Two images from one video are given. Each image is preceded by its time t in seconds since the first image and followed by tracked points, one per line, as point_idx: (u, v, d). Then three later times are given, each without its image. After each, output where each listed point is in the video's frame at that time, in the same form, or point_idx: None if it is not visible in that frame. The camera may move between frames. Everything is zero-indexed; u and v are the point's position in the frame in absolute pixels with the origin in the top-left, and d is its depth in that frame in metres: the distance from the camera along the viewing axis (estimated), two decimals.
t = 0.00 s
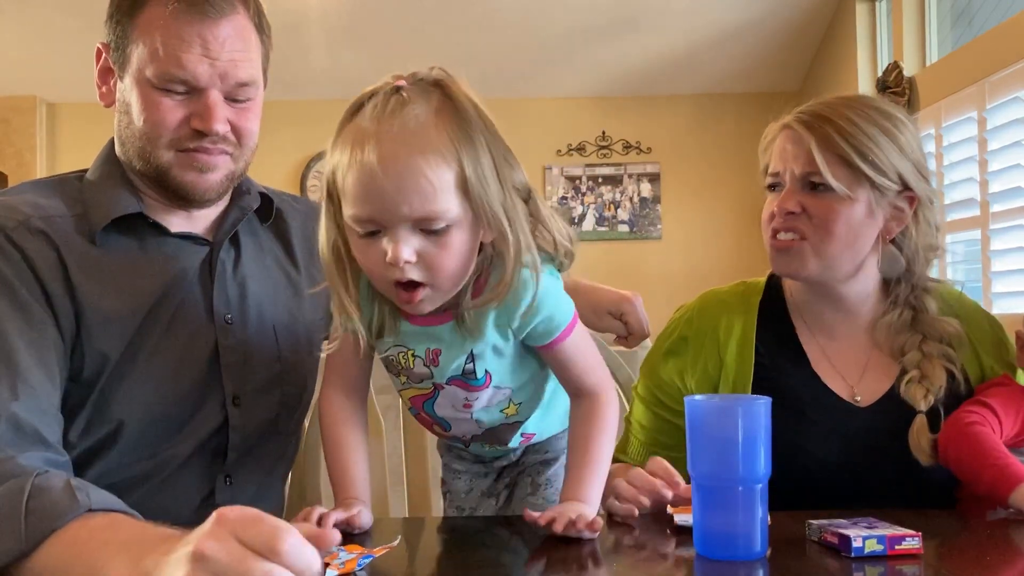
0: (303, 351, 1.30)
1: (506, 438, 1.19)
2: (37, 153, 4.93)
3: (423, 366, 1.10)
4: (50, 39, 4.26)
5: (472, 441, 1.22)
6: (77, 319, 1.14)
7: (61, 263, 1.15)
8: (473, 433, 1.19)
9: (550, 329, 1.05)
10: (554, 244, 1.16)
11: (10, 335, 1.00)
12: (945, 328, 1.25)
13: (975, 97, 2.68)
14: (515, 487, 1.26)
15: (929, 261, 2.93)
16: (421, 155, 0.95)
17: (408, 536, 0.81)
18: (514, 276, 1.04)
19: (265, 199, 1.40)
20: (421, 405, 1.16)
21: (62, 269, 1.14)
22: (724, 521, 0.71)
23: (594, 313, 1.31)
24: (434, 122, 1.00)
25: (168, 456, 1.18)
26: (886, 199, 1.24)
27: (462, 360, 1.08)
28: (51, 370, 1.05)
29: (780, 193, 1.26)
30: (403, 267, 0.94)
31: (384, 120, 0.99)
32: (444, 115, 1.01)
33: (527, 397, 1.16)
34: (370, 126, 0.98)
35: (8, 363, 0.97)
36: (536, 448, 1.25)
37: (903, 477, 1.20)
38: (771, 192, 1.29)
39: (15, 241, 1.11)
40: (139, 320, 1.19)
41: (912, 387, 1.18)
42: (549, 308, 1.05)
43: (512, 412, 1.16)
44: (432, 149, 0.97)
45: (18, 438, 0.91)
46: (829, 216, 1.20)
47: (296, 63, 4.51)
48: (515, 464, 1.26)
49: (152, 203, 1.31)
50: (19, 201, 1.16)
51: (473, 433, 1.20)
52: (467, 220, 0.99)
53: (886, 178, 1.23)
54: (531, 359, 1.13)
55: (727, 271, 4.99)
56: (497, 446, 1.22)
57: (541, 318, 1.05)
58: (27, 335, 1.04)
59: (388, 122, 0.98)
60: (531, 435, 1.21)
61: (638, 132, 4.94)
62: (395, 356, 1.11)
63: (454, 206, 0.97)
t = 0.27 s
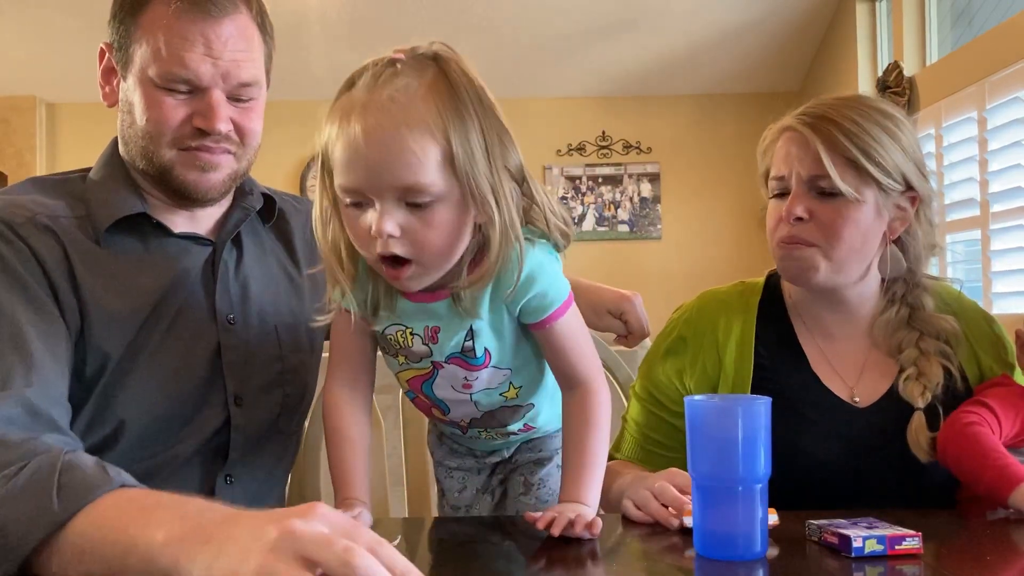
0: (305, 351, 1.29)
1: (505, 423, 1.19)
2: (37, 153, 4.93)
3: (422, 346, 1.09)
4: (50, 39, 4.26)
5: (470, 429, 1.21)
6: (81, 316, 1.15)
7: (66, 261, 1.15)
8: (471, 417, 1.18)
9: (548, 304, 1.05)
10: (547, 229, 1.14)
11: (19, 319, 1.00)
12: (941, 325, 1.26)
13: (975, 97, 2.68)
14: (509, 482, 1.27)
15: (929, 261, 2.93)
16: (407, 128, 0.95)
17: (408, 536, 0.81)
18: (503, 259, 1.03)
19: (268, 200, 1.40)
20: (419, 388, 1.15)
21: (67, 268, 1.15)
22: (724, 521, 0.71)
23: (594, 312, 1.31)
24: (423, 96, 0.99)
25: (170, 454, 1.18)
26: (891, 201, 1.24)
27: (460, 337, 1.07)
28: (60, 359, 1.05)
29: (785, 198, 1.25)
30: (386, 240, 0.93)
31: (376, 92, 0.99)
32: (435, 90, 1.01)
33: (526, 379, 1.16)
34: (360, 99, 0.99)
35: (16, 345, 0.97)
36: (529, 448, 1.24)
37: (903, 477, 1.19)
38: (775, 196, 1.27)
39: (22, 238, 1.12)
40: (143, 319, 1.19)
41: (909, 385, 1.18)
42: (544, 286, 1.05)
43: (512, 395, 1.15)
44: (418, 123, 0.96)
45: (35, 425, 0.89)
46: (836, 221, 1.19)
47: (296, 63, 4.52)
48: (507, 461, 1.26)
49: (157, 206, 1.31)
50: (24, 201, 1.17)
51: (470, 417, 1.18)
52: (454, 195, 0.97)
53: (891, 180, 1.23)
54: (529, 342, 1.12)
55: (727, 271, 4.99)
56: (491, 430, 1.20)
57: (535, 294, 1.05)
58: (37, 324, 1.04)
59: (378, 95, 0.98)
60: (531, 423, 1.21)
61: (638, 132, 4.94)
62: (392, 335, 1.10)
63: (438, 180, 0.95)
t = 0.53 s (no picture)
0: (306, 350, 1.30)
1: (512, 415, 1.19)
2: (38, 153, 4.93)
3: (430, 333, 1.10)
4: (51, 39, 4.27)
5: (476, 422, 1.21)
6: (85, 311, 1.15)
7: (71, 257, 1.15)
8: (478, 408, 1.17)
9: (551, 288, 1.06)
10: (550, 203, 1.16)
11: (28, 311, 1.00)
12: (939, 322, 1.26)
13: (975, 97, 2.68)
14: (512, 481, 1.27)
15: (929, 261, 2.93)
16: (412, 102, 0.96)
17: (408, 536, 0.80)
18: (510, 230, 1.05)
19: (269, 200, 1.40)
20: (426, 377, 1.15)
21: (71, 263, 1.15)
22: (723, 522, 0.71)
23: (594, 311, 1.31)
24: (427, 70, 1.00)
25: (173, 452, 1.18)
26: (893, 200, 1.25)
27: (468, 322, 1.08)
28: (71, 351, 1.05)
29: (790, 199, 1.26)
30: (396, 216, 0.95)
31: (379, 68, 0.99)
32: (438, 64, 1.02)
33: (532, 370, 1.16)
34: (363, 75, 0.99)
35: (28, 337, 0.96)
36: (534, 446, 1.25)
37: (903, 477, 1.19)
38: (778, 197, 1.28)
39: (26, 233, 1.12)
40: (146, 316, 1.19)
41: (907, 382, 1.19)
42: (548, 271, 1.06)
43: (518, 382, 1.15)
44: (423, 97, 0.97)
45: (51, 413, 0.88)
46: (841, 220, 1.20)
47: (296, 63, 4.52)
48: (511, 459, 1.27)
49: (161, 206, 1.31)
50: (29, 198, 1.17)
51: (478, 410, 1.18)
52: (461, 169, 0.99)
53: (894, 177, 1.23)
54: (530, 339, 1.13)
55: (727, 271, 4.99)
56: (498, 422, 1.20)
57: (537, 278, 1.06)
58: (46, 317, 1.04)
59: (381, 70, 0.99)
60: (536, 416, 1.21)
61: (638, 132, 4.94)
62: (398, 321, 1.10)
63: (445, 154, 0.97)
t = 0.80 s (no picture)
0: (305, 350, 1.30)
1: (523, 407, 1.20)
2: (38, 153, 4.93)
3: (441, 328, 1.10)
4: (50, 39, 4.27)
5: (488, 414, 1.22)
6: (83, 310, 1.15)
7: (70, 257, 1.15)
8: (491, 400, 1.19)
9: (558, 280, 1.06)
10: (557, 194, 1.19)
11: (26, 306, 1.01)
12: (940, 327, 1.25)
13: (975, 97, 2.68)
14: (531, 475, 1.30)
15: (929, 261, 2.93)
16: (433, 96, 0.97)
17: (408, 536, 0.80)
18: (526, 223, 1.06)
19: (267, 200, 1.41)
20: (438, 370, 1.16)
21: (69, 261, 1.15)
22: (724, 522, 0.71)
23: (594, 309, 1.31)
24: (446, 63, 1.01)
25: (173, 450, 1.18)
26: (881, 199, 1.24)
27: (479, 316, 1.08)
28: (68, 349, 1.05)
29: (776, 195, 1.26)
30: (417, 210, 0.96)
31: (397, 61, 1.00)
32: (456, 57, 1.03)
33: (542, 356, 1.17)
34: (382, 68, 1.00)
35: (25, 330, 0.97)
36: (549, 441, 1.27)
37: (904, 477, 1.19)
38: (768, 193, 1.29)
39: (24, 232, 1.12)
40: (144, 315, 1.19)
41: (906, 386, 1.19)
42: (555, 264, 1.06)
43: (529, 372, 1.16)
44: (443, 91, 0.98)
45: (50, 409, 0.89)
46: (826, 216, 1.20)
47: (296, 64, 4.52)
48: (527, 454, 1.29)
49: (158, 206, 1.31)
50: (26, 199, 1.17)
51: (491, 402, 1.19)
52: (479, 162, 1.00)
53: (882, 174, 1.23)
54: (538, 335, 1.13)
55: (727, 271, 4.99)
56: (512, 416, 1.21)
57: (544, 270, 1.06)
58: (44, 314, 1.04)
59: (400, 64, 0.99)
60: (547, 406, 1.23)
61: (638, 132, 4.94)
62: (410, 317, 1.11)
63: (466, 147, 0.98)
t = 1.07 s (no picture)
0: (305, 352, 1.29)
1: (525, 404, 1.20)
2: (37, 153, 4.92)
3: (445, 326, 1.10)
4: (49, 39, 4.26)
5: (492, 412, 1.22)
6: (82, 316, 1.14)
7: (70, 263, 1.14)
8: (494, 398, 1.19)
9: (562, 281, 1.06)
10: (561, 194, 1.19)
11: (20, 320, 1.00)
12: (939, 329, 1.25)
13: (975, 97, 2.68)
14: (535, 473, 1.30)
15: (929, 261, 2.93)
16: (436, 98, 0.97)
17: (408, 537, 0.80)
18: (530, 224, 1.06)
19: (267, 201, 1.41)
20: (442, 369, 1.16)
21: (68, 267, 1.14)
22: (724, 522, 0.71)
23: (593, 309, 1.32)
24: (449, 65, 1.01)
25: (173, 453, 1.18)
26: (873, 198, 1.23)
27: (483, 315, 1.08)
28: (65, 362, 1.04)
29: (772, 195, 1.26)
30: (420, 211, 0.96)
31: (400, 62, 1.00)
32: (459, 58, 1.03)
33: (545, 353, 1.17)
34: (385, 69, 1.00)
35: (17, 344, 0.96)
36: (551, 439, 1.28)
37: (904, 477, 1.19)
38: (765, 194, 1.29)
39: (21, 242, 1.11)
40: (143, 321, 1.19)
41: (905, 388, 1.19)
42: (559, 265, 1.06)
43: (532, 369, 1.16)
44: (446, 93, 0.98)
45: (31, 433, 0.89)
46: (822, 217, 1.19)
47: (296, 64, 4.51)
48: (529, 451, 1.30)
49: (159, 209, 1.31)
50: (23, 204, 1.16)
51: (495, 399, 1.19)
52: (482, 163, 1.00)
53: (878, 175, 1.23)
54: (542, 334, 1.14)
55: (727, 271, 4.99)
56: (513, 412, 1.21)
57: (548, 271, 1.06)
58: (41, 327, 1.03)
59: (404, 65, 1.00)
60: (548, 402, 1.22)
61: (638, 132, 4.94)
62: (414, 316, 1.11)
63: (468, 149, 0.98)
